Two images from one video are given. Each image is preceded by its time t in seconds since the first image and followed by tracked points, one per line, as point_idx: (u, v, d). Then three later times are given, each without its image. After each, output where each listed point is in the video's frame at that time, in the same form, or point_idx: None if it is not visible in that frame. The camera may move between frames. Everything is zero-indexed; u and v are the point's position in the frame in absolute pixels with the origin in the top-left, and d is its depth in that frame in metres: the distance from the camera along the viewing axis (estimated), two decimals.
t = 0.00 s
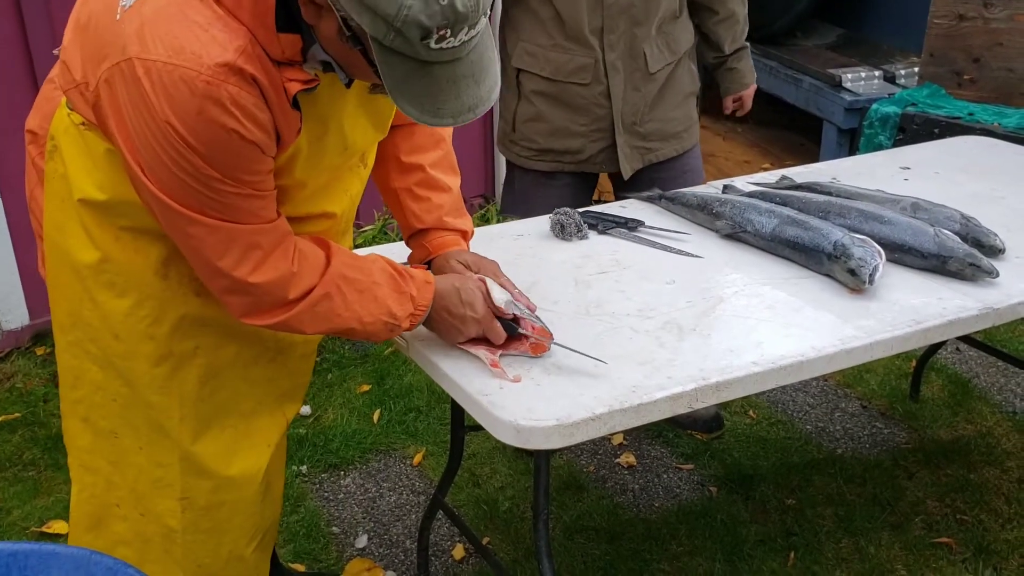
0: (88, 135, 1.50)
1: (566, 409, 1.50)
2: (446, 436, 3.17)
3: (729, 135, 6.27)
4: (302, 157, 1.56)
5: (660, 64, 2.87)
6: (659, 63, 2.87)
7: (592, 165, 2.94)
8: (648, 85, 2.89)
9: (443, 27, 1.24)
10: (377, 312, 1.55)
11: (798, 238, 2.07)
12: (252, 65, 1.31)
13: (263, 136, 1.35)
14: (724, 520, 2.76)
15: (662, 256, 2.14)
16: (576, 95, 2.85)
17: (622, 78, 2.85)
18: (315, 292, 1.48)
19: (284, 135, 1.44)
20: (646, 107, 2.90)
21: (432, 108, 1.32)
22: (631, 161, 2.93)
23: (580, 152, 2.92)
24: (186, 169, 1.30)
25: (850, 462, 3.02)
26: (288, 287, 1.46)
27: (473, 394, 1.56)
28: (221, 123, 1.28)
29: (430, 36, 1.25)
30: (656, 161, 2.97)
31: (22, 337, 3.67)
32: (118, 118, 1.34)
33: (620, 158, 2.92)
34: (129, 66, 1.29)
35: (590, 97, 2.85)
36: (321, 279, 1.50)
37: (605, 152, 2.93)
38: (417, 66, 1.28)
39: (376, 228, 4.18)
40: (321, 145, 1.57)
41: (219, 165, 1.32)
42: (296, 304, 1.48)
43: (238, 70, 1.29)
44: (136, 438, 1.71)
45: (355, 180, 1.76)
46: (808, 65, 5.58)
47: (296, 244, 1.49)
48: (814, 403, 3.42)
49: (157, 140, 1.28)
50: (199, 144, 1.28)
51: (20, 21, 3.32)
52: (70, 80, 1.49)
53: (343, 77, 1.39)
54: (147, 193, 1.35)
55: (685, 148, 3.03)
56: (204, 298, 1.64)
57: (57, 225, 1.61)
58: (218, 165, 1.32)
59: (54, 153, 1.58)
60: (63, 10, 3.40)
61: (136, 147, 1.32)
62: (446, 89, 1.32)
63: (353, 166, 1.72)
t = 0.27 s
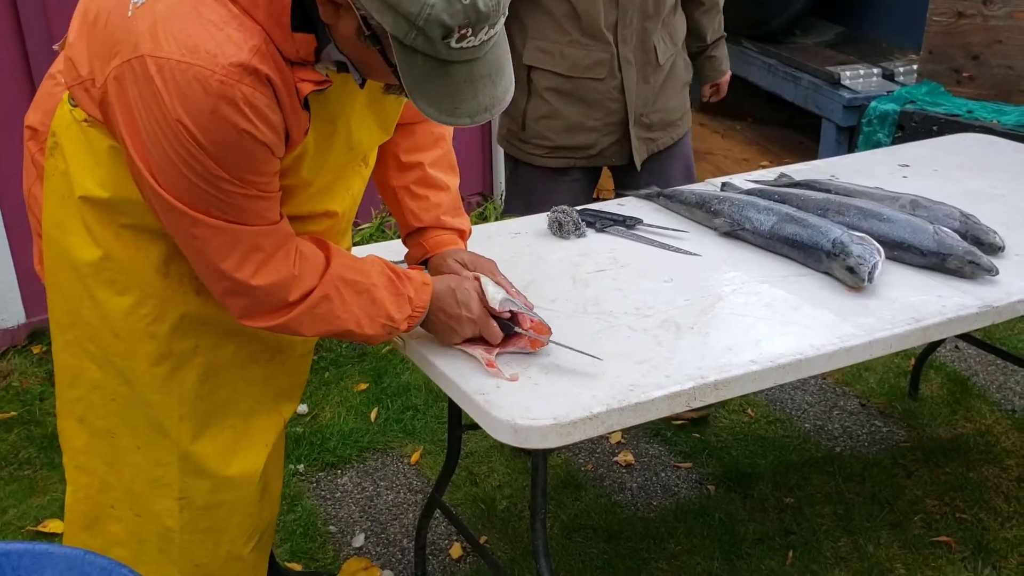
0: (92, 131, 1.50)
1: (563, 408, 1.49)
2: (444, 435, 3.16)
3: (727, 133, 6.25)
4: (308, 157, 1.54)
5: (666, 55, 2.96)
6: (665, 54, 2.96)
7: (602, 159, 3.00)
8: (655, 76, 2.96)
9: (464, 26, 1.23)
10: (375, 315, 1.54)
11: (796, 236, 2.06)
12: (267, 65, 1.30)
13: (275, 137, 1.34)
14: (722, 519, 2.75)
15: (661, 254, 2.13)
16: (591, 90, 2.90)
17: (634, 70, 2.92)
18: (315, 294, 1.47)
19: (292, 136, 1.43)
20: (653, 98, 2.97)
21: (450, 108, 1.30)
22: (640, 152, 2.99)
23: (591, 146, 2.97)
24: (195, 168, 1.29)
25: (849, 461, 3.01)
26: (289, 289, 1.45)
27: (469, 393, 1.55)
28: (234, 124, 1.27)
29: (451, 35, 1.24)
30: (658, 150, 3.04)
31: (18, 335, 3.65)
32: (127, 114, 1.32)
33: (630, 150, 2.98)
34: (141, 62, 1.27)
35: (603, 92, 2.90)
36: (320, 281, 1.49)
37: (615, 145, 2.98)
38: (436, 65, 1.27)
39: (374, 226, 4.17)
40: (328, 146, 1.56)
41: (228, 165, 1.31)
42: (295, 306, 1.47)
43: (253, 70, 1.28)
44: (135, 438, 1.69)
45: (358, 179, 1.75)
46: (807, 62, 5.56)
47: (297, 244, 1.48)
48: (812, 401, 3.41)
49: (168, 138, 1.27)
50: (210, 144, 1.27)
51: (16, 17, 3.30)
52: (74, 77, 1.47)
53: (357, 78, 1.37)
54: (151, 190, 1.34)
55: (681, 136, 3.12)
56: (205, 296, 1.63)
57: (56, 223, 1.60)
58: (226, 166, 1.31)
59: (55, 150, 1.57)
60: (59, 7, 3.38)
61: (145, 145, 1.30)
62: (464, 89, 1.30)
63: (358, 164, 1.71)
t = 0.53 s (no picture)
0: (97, 127, 1.48)
1: (563, 405, 1.49)
2: (444, 431, 3.16)
3: (727, 129, 6.25)
4: (317, 153, 1.54)
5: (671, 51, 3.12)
6: (671, 50, 3.12)
7: (607, 150, 3.12)
8: (661, 70, 3.11)
9: (488, 11, 1.23)
10: (384, 314, 1.53)
11: (796, 232, 2.06)
12: (284, 58, 1.30)
13: (288, 130, 1.34)
14: (722, 516, 2.75)
15: (662, 251, 2.13)
16: (606, 81, 3.03)
17: (645, 64, 3.05)
18: (322, 292, 1.47)
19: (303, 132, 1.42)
20: (658, 96, 3.12)
21: (474, 96, 1.30)
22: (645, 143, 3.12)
23: (599, 138, 3.09)
24: (210, 161, 1.29)
25: (849, 457, 3.01)
26: (297, 288, 1.44)
27: (469, 391, 1.55)
28: (249, 116, 1.27)
29: (476, 22, 1.24)
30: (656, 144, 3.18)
31: (18, 332, 3.65)
32: (138, 108, 1.31)
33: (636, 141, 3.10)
34: (156, 55, 1.26)
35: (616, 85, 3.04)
36: (327, 279, 1.48)
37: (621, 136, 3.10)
38: (459, 53, 1.27)
39: (374, 222, 4.16)
40: (337, 145, 1.56)
41: (242, 157, 1.30)
42: (302, 304, 1.46)
43: (270, 61, 1.28)
44: (137, 436, 1.69)
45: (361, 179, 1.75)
46: (807, 58, 5.56)
47: (305, 243, 1.47)
48: (812, 398, 3.41)
49: (183, 129, 1.26)
50: (227, 136, 1.27)
51: (15, 13, 3.30)
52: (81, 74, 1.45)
53: (375, 70, 1.37)
54: (162, 183, 1.32)
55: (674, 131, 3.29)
56: (208, 293, 1.64)
57: (57, 220, 1.58)
58: (240, 158, 1.30)
59: (59, 146, 1.55)
60: (58, 3, 3.38)
61: (158, 138, 1.29)
62: (486, 76, 1.30)
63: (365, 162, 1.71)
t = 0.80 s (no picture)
0: (100, 123, 1.48)
1: (565, 400, 1.49)
2: (445, 427, 3.17)
3: (727, 125, 6.25)
4: (324, 135, 1.55)
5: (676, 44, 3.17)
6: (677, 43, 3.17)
7: (609, 139, 3.16)
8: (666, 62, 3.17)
9: None
10: (412, 313, 1.48)
11: (797, 228, 2.06)
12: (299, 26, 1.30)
13: (305, 99, 1.34)
14: (723, 511, 2.75)
15: (663, 246, 2.13)
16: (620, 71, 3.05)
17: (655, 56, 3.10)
18: (348, 283, 1.43)
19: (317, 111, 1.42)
20: (659, 88, 3.17)
21: (496, 52, 1.31)
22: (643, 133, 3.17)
23: (604, 126, 3.11)
24: (229, 130, 1.28)
25: (850, 452, 3.01)
26: (320, 277, 1.40)
27: (473, 386, 1.55)
28: (266, 81, 1.27)
29: None
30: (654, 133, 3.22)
31: (19, 329, 3.66)
32: (152, 86, 1.30)
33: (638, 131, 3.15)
34: (170, 29, 1.27)
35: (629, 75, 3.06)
36: (354, 268, 1.45)
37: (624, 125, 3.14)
38: (479, 8, 1.29)
39: (375, 219, 4.17)
40: (341, 131, 1.57)
41: (258, 128, 1.29)
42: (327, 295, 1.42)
43: (285, 27, 1.28)
44: (132, 433, 1.69)
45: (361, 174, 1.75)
46: (807, 54, 5.56)
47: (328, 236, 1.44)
48: (813, 393, 3.42)
49: (199, 97, 1.26)
50: (246, 102, 1.27)
51: (15, 10, 3.30)
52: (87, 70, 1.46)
53: (387, 42, 1.38)
54: (177, 161, 1.31)
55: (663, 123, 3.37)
56: (204, 292, 1.66)
57: (56, 217, 1.58)
58: (256, 128, 1.29)
59: (61, 143, 1.55)
60: (58, 0, 3.38)
61: (174, 112, 1.29)
62: (507, 32, 1.32)
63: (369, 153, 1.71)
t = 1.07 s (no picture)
0: (105, 129, 1.49)
1: (566, 399, 1.49)
2: (445, 426, 3.17)
3: (726, 124, 6.25)
4: (334, 132, 1.55)
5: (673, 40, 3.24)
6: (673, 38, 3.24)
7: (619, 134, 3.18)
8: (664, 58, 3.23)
9: None
10: (424, 310, 1.49)
11: (797, 226, 2.06)
12: (317, 25, 1.31)
13: (323, 100, 1.34)
14: (723, 509, 2.76)
15: (663, 245, 2.14)
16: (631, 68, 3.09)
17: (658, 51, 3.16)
18: (361, 283, 1.44)
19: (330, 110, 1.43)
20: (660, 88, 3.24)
21: (513, 44, 1.32)
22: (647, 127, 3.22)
23: (614, 121, 3.14)
24: (250, 133, 1.29)
25: (848, 451, 3.02)
26: (335, 279, 1.41)
27: (473, 385, 1.56)
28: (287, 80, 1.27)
29: None
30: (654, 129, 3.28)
31: (19, 328, 3.66)
32: (166, 91, 1.30)
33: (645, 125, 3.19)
34: (186, 33, 1.27)
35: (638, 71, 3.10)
36: (367, 267, 1.46)
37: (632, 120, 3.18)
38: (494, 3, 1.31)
39: (374, 218, 4.17)
40: (348, 134, 1.58)
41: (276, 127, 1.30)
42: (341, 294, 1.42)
43: (304, 27, 1.29)
44: (131, 437, 1.69)
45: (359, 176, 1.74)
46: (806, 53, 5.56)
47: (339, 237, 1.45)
48: (812, 391, 3.42)
49: (219, 99, 1.26)
50: (267, 105, 1.27)
51: (15, 10, 3.30)
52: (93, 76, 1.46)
53: (403, 40, 1.37)
54: (193, 163, 1.31)
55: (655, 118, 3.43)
56: (205, 297, 1.67)
57: (56, 224, 1.57)
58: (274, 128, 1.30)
59: (64, 148, 1.54)
60: None
61: (192, 116, 1.29)
62: (522, 23, 1.33)
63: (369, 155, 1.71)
